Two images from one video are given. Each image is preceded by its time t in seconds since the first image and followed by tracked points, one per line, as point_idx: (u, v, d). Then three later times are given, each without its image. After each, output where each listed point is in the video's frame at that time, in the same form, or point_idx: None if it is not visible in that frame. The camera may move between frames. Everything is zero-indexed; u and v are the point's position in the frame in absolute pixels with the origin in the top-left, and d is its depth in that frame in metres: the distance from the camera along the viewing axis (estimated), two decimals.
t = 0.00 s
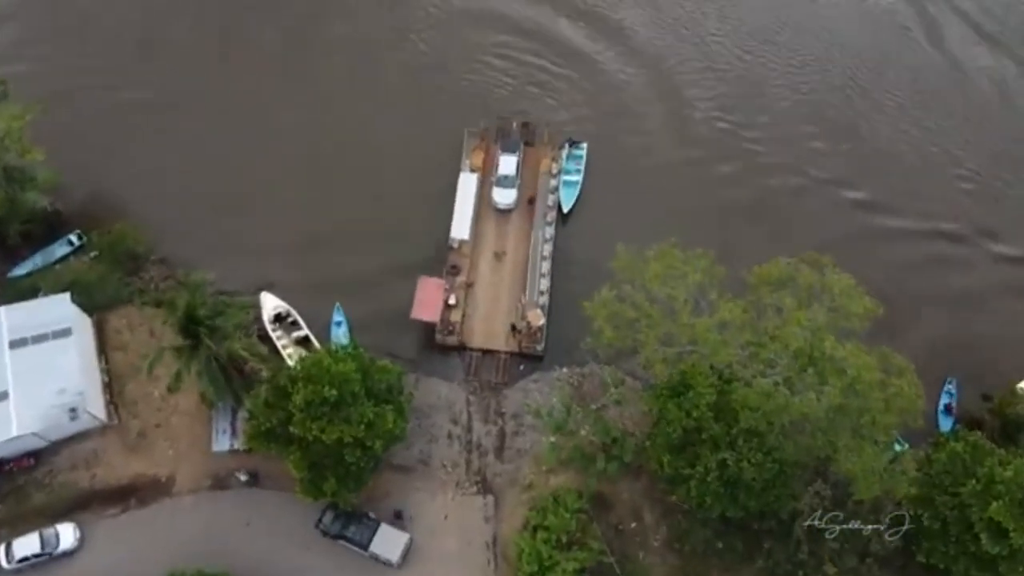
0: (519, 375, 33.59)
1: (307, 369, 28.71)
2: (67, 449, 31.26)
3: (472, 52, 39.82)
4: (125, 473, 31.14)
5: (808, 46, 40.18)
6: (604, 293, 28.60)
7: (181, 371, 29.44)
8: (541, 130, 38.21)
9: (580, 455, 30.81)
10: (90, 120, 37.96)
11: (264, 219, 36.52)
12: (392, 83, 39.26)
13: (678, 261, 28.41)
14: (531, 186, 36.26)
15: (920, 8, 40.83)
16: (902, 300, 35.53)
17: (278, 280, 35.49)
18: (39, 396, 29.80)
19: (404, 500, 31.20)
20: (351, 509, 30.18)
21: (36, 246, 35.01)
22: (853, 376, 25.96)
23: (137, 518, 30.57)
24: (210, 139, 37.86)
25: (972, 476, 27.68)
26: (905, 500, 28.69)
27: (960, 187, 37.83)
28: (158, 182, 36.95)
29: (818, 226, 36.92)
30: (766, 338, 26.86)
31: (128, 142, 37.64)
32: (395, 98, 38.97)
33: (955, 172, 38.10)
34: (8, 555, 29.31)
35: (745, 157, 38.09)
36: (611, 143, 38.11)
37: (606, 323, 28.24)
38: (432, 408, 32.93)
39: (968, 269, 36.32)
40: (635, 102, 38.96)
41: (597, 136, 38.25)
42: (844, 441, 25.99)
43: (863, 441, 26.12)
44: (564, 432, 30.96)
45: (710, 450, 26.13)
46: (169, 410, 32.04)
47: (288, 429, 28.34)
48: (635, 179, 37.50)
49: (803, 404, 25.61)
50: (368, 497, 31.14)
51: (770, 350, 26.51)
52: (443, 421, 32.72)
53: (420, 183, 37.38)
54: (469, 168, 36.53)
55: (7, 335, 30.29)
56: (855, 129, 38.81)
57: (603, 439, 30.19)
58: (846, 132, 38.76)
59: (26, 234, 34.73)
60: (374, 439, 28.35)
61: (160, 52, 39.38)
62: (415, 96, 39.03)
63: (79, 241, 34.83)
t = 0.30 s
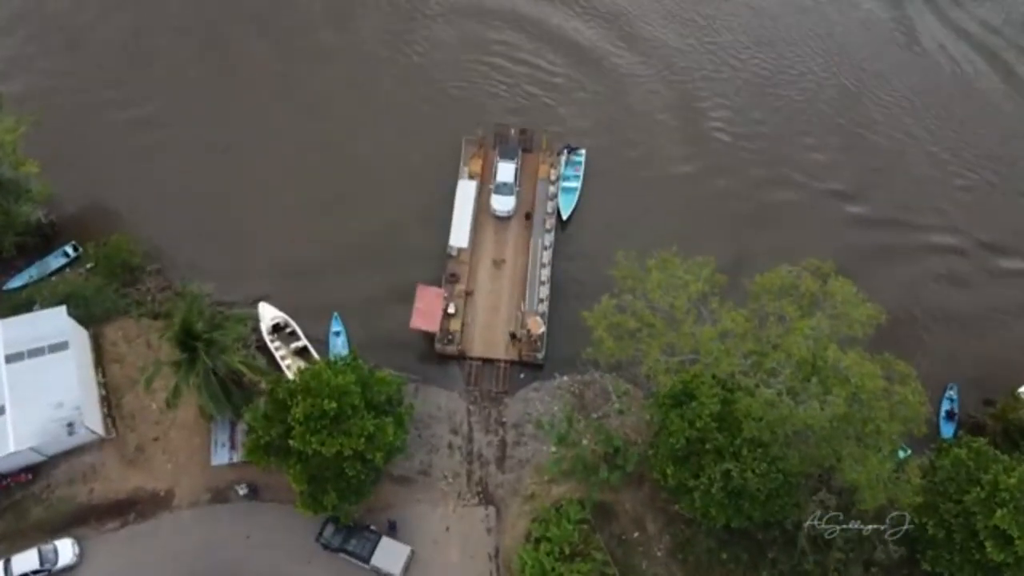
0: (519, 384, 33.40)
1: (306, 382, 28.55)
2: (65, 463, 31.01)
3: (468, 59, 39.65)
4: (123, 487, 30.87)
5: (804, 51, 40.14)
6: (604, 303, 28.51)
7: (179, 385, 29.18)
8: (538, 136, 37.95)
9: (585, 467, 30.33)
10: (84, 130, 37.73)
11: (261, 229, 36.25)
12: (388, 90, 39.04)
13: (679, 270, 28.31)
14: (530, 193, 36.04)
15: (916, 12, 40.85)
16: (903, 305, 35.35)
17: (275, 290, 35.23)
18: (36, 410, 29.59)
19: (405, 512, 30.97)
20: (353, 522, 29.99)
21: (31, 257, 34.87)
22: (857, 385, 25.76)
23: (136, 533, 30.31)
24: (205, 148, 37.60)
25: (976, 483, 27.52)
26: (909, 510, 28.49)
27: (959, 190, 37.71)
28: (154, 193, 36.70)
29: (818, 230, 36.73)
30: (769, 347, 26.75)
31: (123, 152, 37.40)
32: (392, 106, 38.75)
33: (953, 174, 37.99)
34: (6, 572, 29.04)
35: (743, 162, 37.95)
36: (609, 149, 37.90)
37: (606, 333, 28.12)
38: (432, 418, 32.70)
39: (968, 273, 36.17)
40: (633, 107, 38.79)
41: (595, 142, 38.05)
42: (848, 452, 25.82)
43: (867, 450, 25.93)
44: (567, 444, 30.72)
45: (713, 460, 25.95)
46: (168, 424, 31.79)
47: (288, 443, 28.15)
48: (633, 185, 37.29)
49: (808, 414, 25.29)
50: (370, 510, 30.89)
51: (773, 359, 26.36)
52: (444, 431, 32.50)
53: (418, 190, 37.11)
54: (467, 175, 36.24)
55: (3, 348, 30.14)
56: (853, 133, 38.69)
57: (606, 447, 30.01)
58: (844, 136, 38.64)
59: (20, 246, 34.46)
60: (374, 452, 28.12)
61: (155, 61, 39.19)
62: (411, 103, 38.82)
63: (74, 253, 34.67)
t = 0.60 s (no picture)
0: (520, 393, 33.23)
1: (307, 394, 28.37)
2: (63, 476, 30.80)
3: (466, 67, 39.63)
4: (122, 500, 30.67)
5: (801, 57, 40.20)
6: (605, 313, 28.40)
7: (177, 400, 28.94)
8: (536, 142, 37.69)
9: (587, 475, 30.01)
10: (80, 139, 37.49)
11: (259, 237, 36.05)
12: (385, 98, 38.93)
13: (680, 279, 28.12)
14: (530, 200, 35.77)
15: (911, 19, 41.04)
16: (904, 311, 35.17)
17: (274, 299, 35.03)
18: (33, 423, 29.38)
19: (407, 523, 30.79)
20: (354, 534, 29.76)
21: (27, 268, 34.63)
22: (862, 396, 25.39)
23: (135, 546, 30.09)
24: (202, 157, 37.40)
25: (980, 492, 27.48)
26: (913, 520, 28.13)
27: (958, 195, 37.62)
28: (150, 202, 36.50)
29: (819, 236, 36.55)
30: (772, 357, 26.53)
31: (118, 161, 37.17)
32: (389, 113, 38.62)
33: (952, 179, 37.93)
34: None
35: (742, 167, 37.82)
36: (608, 156, 37.74)
37: (607, 343, 27.94)
38: (432, 428, 32.50)
39: (969, 278, 36.01)
40: (631, 113, 38.70)
41: (593, 148, 37.91)
42: (851, 464, 25.59)
43: (872, 460, 25.63)
44: (569, 456, 30.15)
45: (717, 472, 25.83)
46: (166, 436, 31.57)
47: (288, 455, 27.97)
48: (632, 192, 37.12)
49: (812, 426, 25.15)
50: (370, 522, 30.72)
51: (776, 370, 26.09)
52: (444, 441, 32.30)
53: (416, 198, 36.94)
54: (466, 181, 35.97)
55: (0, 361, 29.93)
56: (852, 138, 38.65)
57: (608, 458, 29.74)
58: (842, 141, 38.58)
59: (16, 257, 34.25)
60: (375, 465, 27.94)
61: (151, 69, 39.01)
62: (409, 111, 38.71)
63: (70, 263, 34.44)
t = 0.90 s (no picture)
0: (520, 403, 33.02)
1: (305, 407, 28.12)
2: (60, 490, 30.54)
3: (464, 74, 39.37)
4: (119, 514, 30.41)
5: (800, 63, 39.99)
6: (606, 323, 28.21)
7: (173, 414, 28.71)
8: (536, 149, 37.50)
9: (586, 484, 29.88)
10: (75, 148, 37.18)
11: (256, 247, 35.79)
12: (383, 105, 38.66)
13: (681, 290, 27.96)
14: (529, 208, 35.51)
15: (910, 24, 40.87)
16: (906, 319, 35.01)
17: (272, 309, 34.77)
18: (29, 438, 29.11)
19: (409, 535, 30.55)
20: (354, 548, 29.52)
21: (22, 280, 34.34)
22: (865, 407, 25.38)
23: (134, 561, 29.84)
24: (198, 166, 37.11)
25: (984, 501, 27.26)
26: (918, 530, 28.03)
27: (957, 201, 37.50)
28: (146, 212, 36.21)
29: (819, 242, 36.40)
30: (775, 368, 26.40)
31: (114, 171, 36.87)
32: (387, 121, 38.37)
33: (951, 185, 37.83)
34: None
35: (742, 173, 37.61)
36: (607, 163, 37.53)
37: (609, 354, 27.72)
38: (432, 439, 32.25)
39: (969, 285, 35.84)
40: (630, 119, 38.51)
41: (592, 155, 37.69)
42: (855, 476, 25.38)
43: (875, 471, 25.45)
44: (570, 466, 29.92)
45: (720, 484, 25.49)
46: (164, 449, 31.31)
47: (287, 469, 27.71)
48: (631, 199, 36.92)
49: (814, 439, 25.06)
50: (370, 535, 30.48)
51: (779, 382, 25.98)
52: (445, 451, 32.07)
53: (415, 206, 36.71)
54: (465, 190, 35.71)
55: None
56: (851, 144, 38.51)
57: (610, 469, 29.60)
58: (842, 147, 38.42)
59: (11, 269, 33.95)
60: (374, 478, 27.74)
61: (146, 77, 38.69)
62: (407, 118, 38.46)
63: (66, 274, 34.15)
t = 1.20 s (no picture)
0: (521, 413, 32.80)
1: (304, 420, 27.85)
2: (58, 503, 30.28)
3: (463, 80, 39.09)
4: (118, 528, 30.19)
5: (801, 68, 39.76)
6: (608, 334, 27.99)
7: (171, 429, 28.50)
8: (536, 157, 37.21)
9: (586, 495, 29.42)
10: (72, 157, 36.95)
11: (254, 256, 35.55)
12: (381, 112, 38.38)
13: (683, 301, 27.76)
14: (529, 215, 35.24)
15: (910, 28, 40.57)
16: (907, 326, 34.84)
17: (270, 319, 34.55)
18: (27, 451, 28.93)
19: (409, 548, 30.37)
20: (354, 561, 29.43)
21: (19, 291, 34.14)
22: (870, 420, 25.31)
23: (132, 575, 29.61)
24: (196, 174, 36.86)
25: (989, 512, 26.93)
26: (922, 541, 28.01)
27: (959, 207, 37.27)
28: (144, 221, 35.97)
29: (821, 250, 36.19)
30: (779, 381, 26.26)
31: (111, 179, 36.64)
32: (385, 127, 38.08)
33: (953, 190, 37.60)
34: None
35: (743, 179, 37.39)
36: (607, 169, 37.29)
37: (610, 366, 27.53)
38: (433, 450, 32.03)
39: (970, 291, 35.65)
40: (629, 126, 38.24)
41: (592, 161, 37.44)
42: (860, 490, 25.20)
43: (880, 484, 25.24)
44: (570, 476, 29.87)
45: (723, 498, 25.19)
46: (162, 462, 31.10)
47: (287, 483, 27.46)
48: (631, 206, 36.68)
49: (820, 454, 24.96)
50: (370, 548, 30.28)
51: (783, 395, 25.91)
52: (445, 462, 31.86)
53: (414, 214, 36.45)
54: (465, 198, 35.44)
55: None
56: (852, 150, 38.29)
57: (612, 482, 29.27)
58: (842, 153, 38.23)
59: (9, 279, 33.74)
60: (374, 492, 27.50)
61: (143, 85, 38.43)
62: (405, 124, 38.15)
63: (63, 284, 33.96)
